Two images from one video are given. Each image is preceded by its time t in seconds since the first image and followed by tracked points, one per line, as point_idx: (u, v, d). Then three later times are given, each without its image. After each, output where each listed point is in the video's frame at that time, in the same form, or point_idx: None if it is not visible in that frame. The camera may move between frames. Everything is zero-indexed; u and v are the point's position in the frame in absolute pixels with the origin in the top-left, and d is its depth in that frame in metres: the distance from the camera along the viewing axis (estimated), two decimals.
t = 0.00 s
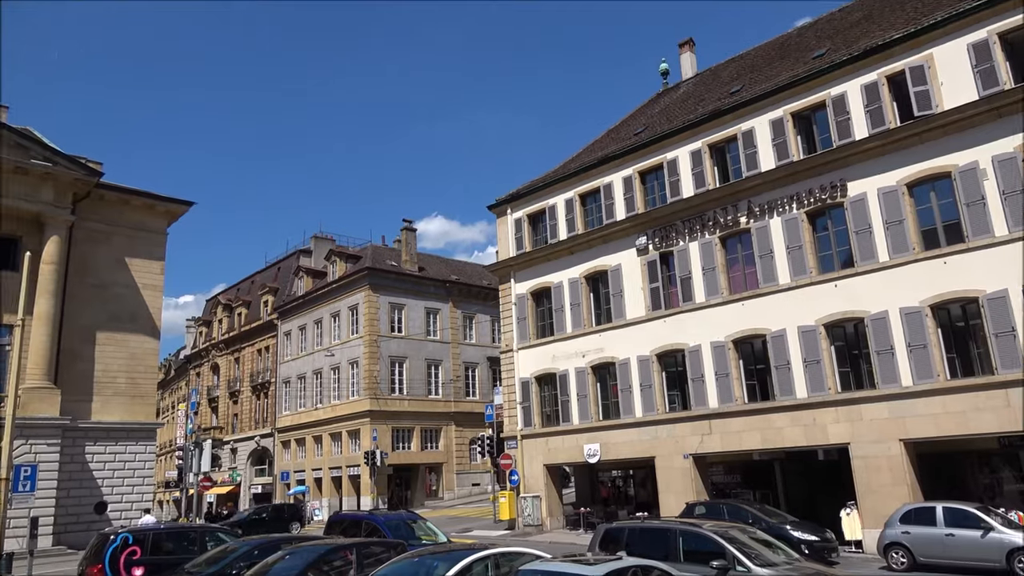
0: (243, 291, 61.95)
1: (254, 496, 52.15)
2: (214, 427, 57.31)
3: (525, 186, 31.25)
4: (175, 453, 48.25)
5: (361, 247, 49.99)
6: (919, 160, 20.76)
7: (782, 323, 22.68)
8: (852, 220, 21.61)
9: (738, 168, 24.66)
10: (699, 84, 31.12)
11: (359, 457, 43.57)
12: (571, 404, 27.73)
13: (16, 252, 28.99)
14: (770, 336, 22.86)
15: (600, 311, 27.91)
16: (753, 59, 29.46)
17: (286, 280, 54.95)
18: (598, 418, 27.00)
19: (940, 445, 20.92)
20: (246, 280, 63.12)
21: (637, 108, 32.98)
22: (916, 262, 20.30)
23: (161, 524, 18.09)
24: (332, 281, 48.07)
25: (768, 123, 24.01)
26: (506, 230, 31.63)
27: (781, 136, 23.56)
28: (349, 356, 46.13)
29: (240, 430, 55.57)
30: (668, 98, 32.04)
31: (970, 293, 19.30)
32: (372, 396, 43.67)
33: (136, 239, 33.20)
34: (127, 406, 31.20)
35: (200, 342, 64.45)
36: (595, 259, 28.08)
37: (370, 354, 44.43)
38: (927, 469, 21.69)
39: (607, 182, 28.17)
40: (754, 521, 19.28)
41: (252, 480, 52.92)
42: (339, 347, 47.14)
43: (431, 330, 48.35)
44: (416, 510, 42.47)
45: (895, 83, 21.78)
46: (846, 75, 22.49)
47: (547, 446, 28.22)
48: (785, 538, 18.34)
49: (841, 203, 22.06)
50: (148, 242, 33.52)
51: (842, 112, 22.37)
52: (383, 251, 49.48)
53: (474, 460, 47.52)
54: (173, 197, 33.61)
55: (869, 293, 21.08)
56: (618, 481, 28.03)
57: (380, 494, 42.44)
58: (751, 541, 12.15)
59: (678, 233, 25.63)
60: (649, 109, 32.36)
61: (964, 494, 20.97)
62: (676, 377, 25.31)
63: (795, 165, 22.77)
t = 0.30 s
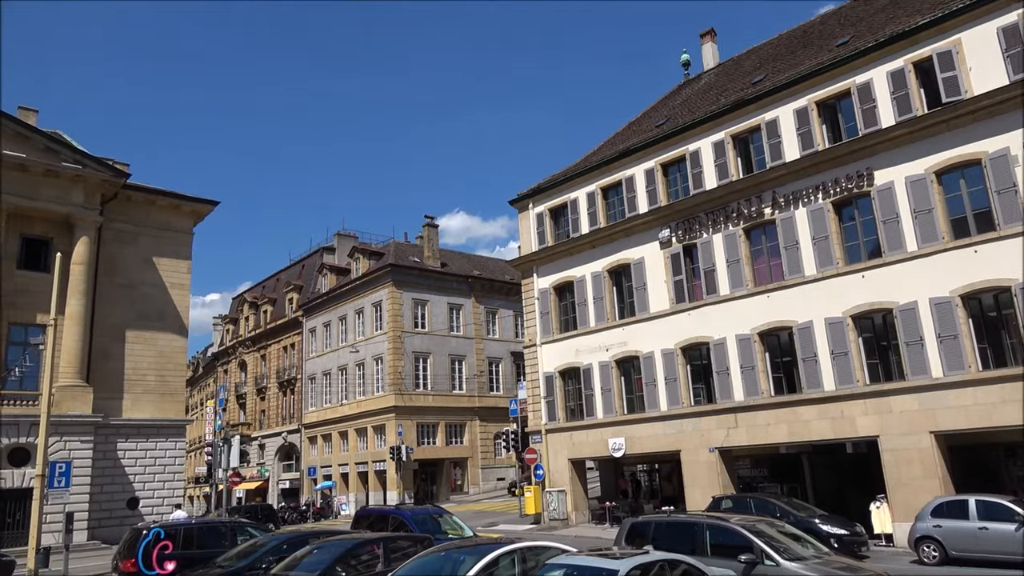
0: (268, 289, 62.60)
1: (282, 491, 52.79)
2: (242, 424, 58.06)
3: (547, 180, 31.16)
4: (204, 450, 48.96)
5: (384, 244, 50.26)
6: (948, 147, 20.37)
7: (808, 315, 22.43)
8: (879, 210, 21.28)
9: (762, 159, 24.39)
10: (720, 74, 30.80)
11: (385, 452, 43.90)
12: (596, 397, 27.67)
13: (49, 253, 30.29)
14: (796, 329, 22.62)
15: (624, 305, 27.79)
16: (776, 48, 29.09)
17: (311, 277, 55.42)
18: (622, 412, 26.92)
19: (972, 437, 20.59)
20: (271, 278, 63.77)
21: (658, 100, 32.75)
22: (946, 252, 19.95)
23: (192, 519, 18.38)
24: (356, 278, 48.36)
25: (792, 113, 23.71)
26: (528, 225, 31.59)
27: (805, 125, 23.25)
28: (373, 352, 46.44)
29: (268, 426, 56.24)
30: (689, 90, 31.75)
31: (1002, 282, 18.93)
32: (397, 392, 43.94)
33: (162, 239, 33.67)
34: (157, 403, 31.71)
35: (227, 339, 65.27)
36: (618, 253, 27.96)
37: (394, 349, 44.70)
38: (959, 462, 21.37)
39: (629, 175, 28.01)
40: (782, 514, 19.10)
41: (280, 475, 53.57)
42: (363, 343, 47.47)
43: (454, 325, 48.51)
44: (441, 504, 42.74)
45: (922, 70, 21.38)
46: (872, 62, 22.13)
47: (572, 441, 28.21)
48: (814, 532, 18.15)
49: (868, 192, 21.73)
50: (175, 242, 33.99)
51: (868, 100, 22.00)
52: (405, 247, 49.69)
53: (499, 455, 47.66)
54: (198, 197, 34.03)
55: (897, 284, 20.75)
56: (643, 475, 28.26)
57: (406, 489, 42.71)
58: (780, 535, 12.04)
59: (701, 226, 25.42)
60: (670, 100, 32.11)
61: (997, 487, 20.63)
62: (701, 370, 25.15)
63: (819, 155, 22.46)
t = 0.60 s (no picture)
0: (302, 287, 63.40)
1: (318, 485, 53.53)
2: (278, 419, 58.98)
3: (577, 173, 31.03)
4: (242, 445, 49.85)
5: (414, 240, 50.57)
6: (988, 131, 19.84)
7: (845, 306, 22.04)
8: (918, 197, 20.80)
9: (795, 147, 24.01)
10: (751, 62, 30.36)
11: (418, 447, 44.26)
12: (628, 391, 27.56)
13: (89, 254, 31.08)
14: (832, 319, 22.26)
15: (655, 298, 27.60)
16: (808, 34, 28.56)
17: (343, 274, 55.99)
18: (655, 405, 26.76)
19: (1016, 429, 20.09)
20: (304, 276, 64.56)
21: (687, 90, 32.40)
22: (987, 239, 19.44)
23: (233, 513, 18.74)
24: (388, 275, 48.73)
25: (826, 100, 23.27)
26: (558, 219, 31.52)
27: (839, 112, 22.82)
28: (406, 348, 46.78)
29: (303, 422, 57.03)
30: (719, 79, 31.35)
31: None
32: (429, 387, 44.25)
33: (198, 239, 34.30)
34: (195, 400, 32.35)
35: (262, 336, 66.28)
36: (649, 245, 27.75)
37: (426, 345, 45.00)
38: (1004, 454, 20.87)
39: (659, 167, 27.77)
40: (820, 508, 18.82)
41: (316, 470, 54.33)
42: (395, 339, 47.86)
43: (486, 320, 48.66)
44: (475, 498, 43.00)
45: (961, 52, 20.85)
46: (908, 46, 21.63)
47: (605, 434, 28.13)
48: (853, 526, 17.87)
49: (905, 179, 21.26)
50: (210, 241, 34.59)
51: (904, 85, 21.50)
52: (436, 243, 49.92)
53: (532, 449, 47.75)
54: (232, 197, 34.56)
55: (937, 272, 20.29)
56: (677, 469, 27.98)
57: (440, 483, 43.05)
58: (818, 529, 11.87)
59: (733, 216, 25.12)
60: (700, 90, 31.74)
61: None
62: (735, 362, 24.90)
63: (854, 142, 22.04)
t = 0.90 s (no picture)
0: (333, 284, 64.06)
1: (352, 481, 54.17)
2: (312, 416, 59.75)
3: (605, 165, 30.84)
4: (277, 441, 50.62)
5: (443, 236, 50.77)
6: None
7: (881, 294, 21.63)
8: (955, 181, 20.31)
9: (828, 134, 23.59)
10: (781, 49, 29.86)
11: (451, 442, 44.52)
12: (660, 384, 27.39)
13: (126, 256, 31.77)
14: (868, 309, 21.86)
15: (686, 290, 27.35)
16: (839, 18, 28.00)
17: (373, 271, 56.44)
18: (687, 398, 26.56)
19: None
20: (335, 273, 65.22)
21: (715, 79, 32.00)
22: None
23: (270, 508, 19.04)
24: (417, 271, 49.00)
25: (858, 85, 22.81)
26: (586, 212, 31.39)
27: (873, 97, 22.36)
28: (437, 343, 47.02)
29: (337, 418, 57.69)
30: (748, 66, 30.90)
31: None
32: (460, 382, 44.46)
33: (231, 239, 34.83)
34: (232, 398, 32.89)
35: (295, 334, 67.14)
36: (679, 237, 27.50)
37: (456, 340, 45.17)
38: None
39: (688, 157, 27.49)
40: (857, 500, 18.53)
41: (350, 466, 54.96)
42: (426, 335, 48.13)
43: (515, 315, 48.68)
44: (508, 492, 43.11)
45: (998, 32, 20.29)
46: (943, 28, 21.10)
47: (637, 428, 28.01)
48: (892, 518, 17.55)
49: (942, 164, 20.77)
50: (243, 241, 35.11)
51: (940, 67, 20.99)
52: (464, 239, 50.07)
53: (564, 443, 47.74)
54: (263, 197, 35.02)
55: (977, 258, 19.79)
56: (710, 462, 27.73)
57: (473, 478, 43.26)
58: (857, 522, 11.67)
59: (765, 205, 24.78)
60: (729, 78, 31.32)
61: None
62: (768, 353, 24.60)
63: (888, 127, 21.58)
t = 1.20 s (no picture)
0: (359, 282, 64.55)
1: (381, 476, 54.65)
2: (341, 412, 60.34)
3: (629, 158, 30.64)
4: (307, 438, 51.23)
5: (467, 233, 50.87)
6: None
7: (913, 285, 21.25)
8: (989, 167, 19.88)
9: (856, 122, 23.21)
10: (807, 36, 29.41)
11: (478, 437, 44.69)
12: (688, 377, 27.21)
13: (157, 256, 32.34)
14: (900, 299, 21.49)
15: (713, 283, 27.11)
16: (867, 4, 27.50)
17: (399, 269, 56.77)
18: (716, 391, 26.36)
19: None
20: (361, 271, 65.69)
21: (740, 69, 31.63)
22: None
23: (301, 503, 19.28)
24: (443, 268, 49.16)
25: (887, 72, 22.40)
26: (611, 206, 31.24)
27: (902, 84, 21.94)
28: (463, 340, 47.17)
29: (365, 415, 58.19)
30: (774, 55, 30.47)
31: None
32: (486, 377, 44.58)
33: (259, 239, 35.24)
34: (262, 395, 33.33)
35: (323, 332, 67.80)
36: (705, 229, 27.26)
37: (482, 336, 45.29)
38: None
39: (713, 148, 27.22)
40: (891, 494, 18.24)
41: (379, 462, 55.44)
42: (452, 331, 48.31)
43: (541, 310, 48.65)
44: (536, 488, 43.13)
45: None
46: (974, 11, 20.64)
47: (665, 422, 27.88)
48: (927, 512, 17.26)
49: (975, 150, 20.32)
50: (270, 241, 35.49)
51: (972, 52, 20.54)
52: (489, 235, 50.12)
53: (591, 438, 47.67)
54: (289, 197, 35.37)
55: (1012, 246, 19.36)
56: (740, 456, 27.44)
57: (500, 473, 43.39)
58: (892, 516, 11.49)
59: (792, 196, 24.47)
60: (754, 68, 30.93)
61: None
62: (798, 346, 24.32)
63: (919, 114, 21.18)
